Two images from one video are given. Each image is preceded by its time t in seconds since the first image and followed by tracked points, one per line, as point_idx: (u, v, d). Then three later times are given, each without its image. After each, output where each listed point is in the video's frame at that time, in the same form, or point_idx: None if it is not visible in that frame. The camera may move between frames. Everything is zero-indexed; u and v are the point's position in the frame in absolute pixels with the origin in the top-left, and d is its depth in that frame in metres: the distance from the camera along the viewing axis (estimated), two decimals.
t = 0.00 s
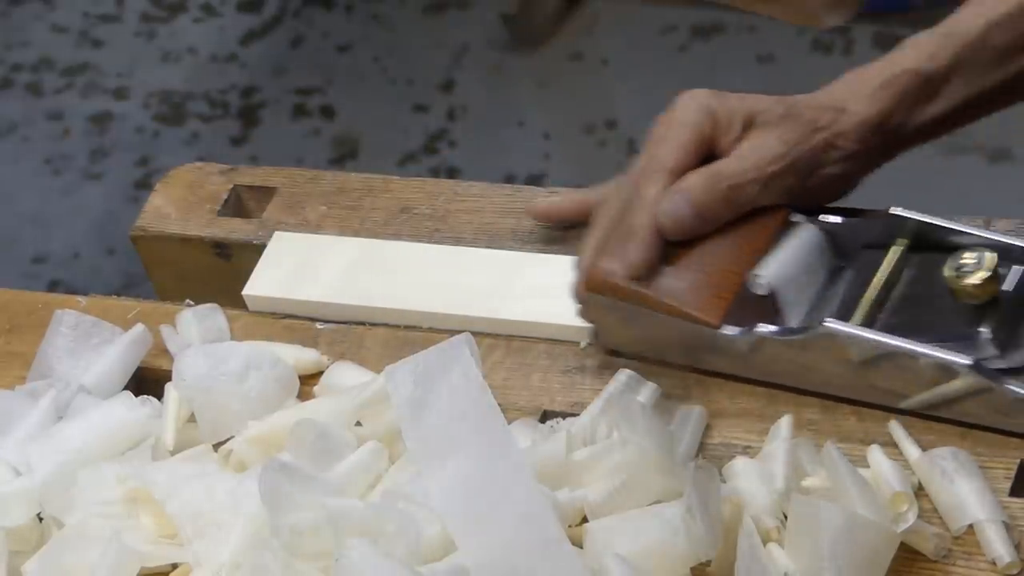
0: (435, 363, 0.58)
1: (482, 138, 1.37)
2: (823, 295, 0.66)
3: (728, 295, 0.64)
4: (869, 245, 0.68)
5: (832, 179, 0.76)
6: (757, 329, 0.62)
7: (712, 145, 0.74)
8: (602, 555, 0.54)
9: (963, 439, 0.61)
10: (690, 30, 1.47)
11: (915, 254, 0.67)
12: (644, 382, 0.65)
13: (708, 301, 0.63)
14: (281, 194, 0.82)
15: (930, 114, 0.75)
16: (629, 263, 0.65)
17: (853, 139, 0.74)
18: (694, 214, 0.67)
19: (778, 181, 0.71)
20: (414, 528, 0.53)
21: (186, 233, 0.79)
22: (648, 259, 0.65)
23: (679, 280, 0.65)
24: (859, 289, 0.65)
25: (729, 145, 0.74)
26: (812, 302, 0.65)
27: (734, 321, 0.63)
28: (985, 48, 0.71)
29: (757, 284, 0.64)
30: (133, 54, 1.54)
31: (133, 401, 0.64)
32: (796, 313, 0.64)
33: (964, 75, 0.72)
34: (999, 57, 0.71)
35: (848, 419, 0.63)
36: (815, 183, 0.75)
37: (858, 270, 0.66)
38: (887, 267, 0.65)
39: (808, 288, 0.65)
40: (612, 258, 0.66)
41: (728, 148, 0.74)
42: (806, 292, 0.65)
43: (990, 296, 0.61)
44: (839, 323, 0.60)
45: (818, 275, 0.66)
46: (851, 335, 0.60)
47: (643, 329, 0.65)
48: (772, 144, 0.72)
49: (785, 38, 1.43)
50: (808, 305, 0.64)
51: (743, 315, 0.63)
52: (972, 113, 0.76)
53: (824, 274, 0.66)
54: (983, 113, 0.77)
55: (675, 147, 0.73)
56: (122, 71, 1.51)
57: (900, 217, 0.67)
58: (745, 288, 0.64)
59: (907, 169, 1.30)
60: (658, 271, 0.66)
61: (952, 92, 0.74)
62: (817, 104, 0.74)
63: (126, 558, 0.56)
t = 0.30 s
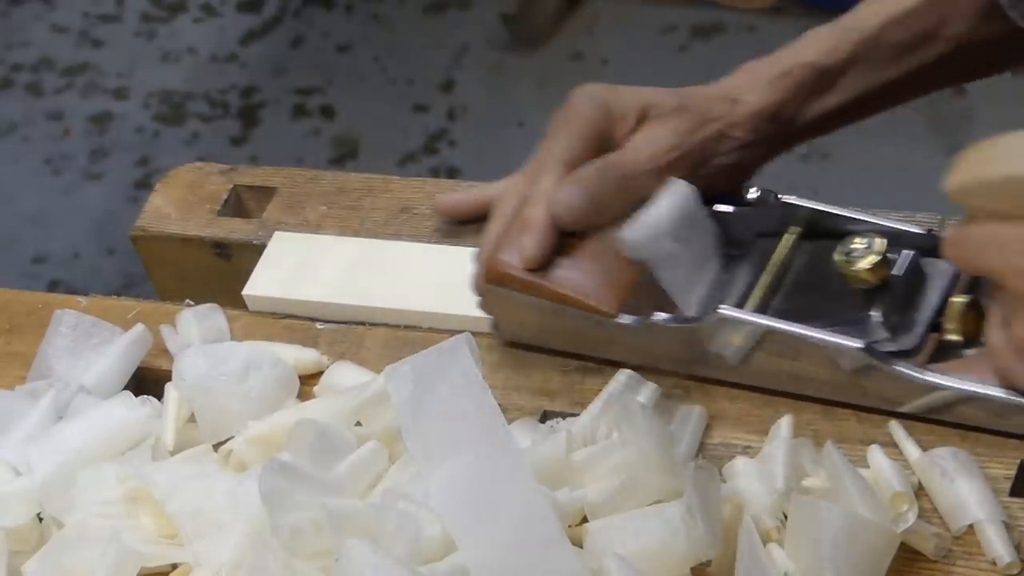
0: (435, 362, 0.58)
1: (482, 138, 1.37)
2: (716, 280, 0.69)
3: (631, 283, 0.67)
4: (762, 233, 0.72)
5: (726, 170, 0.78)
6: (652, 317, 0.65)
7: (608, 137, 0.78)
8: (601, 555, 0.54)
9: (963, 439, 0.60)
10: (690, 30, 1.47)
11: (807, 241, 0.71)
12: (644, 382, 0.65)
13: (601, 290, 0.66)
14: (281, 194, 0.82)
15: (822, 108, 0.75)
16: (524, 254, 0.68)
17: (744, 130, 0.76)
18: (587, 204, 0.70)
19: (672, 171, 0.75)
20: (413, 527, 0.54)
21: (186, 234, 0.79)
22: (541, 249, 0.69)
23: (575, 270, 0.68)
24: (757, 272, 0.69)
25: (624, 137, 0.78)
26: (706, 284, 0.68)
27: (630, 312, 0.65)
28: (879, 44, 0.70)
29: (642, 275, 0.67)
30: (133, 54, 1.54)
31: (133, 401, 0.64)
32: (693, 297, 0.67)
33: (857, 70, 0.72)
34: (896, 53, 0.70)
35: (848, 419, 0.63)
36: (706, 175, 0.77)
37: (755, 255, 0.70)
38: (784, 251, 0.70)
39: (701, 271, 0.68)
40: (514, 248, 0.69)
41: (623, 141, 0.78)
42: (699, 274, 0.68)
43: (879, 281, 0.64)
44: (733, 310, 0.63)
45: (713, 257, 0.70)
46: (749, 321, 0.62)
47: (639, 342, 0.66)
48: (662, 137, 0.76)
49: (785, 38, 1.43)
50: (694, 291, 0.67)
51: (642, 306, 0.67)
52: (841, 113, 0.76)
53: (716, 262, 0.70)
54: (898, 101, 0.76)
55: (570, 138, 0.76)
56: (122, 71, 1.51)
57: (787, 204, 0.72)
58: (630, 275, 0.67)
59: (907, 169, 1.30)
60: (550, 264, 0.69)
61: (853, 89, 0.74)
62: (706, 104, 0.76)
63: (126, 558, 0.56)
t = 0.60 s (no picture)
0: (434, 360, 0.58)
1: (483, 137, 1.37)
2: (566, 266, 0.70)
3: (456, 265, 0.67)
4: (602, 220, 0.74)
5: (574, 152, 0.81)
6: (495, 300, 0.68)
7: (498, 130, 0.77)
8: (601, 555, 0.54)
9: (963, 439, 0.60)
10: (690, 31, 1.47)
11: (649, 224, 0.73)
12: (644, 382, 0.65)
13: (461, 270, 0.66)
14: (281, 194, 0.82)
15: (666, 95, 0.80)
16: (373, 240, 0.68)
17: (586, 114, 0.80)
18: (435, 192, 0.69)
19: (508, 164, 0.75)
20: (413, 527, 0.54)
21: (186, 234, 0.79)
22: (391, 234, 0.68)
23: (425, 254, 0.67)
24: (592, 255, 0.71)
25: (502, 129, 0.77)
26: (553, 270, 0.69)
27: (476, 294, 0.68)
28: (729, 32, 0.74)
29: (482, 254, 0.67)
30: (132, 54, 1.54)
31: (133, 401, 0.64)
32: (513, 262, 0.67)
33: (705, 62, 0.77)
34: (744, 41, 0.75)
35: (847, 419, 0.63)
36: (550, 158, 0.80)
37: (597, 241, 0.72)
38: (626, 233, 0.72)
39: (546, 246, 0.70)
40: (360, 239, 0.68)
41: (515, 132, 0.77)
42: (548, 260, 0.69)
43: (713, 262, 0.68)
44: (573, 293, 0.66)
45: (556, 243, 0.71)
46: (587, 302, 0.65)
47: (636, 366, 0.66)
48: (519, 123, 0.77)
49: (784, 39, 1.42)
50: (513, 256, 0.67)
51: (488, 290, 0.68)
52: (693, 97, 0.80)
53: (564, 249, 0.71)
54: (736, 97, 0.81)
55: (420, 125, 0.78)
56: (122, 71, 1.51)
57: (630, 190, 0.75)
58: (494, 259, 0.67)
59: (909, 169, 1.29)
60: (401, 249, 0.68)
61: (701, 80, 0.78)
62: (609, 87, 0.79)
63: (126, 558, 0.56)
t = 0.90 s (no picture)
0: (435, 361, 0.57)
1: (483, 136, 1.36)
2: (447, 248, 0.71)
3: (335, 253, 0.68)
4: (477, 206, 0.74)
5: (445, 142, 0.82)
6: (369, 287, 0.68)
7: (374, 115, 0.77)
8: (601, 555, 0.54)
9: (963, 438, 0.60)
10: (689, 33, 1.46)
11: (521, 211, 0.74)
12: (645, 381, 0.64)
13: (336, 258, 0.67)
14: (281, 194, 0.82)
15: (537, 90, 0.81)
16: (250, 231, 0.69)
17: (461, 104, 0.80)
18: (310, 184, 0.70)
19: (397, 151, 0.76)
20: (413, 527, 0.54)
21: (186, 233, 0.79)
22: (267, 224, 0.69)
23: (301, 242, 0.68)
24: (465, 242, 0.71)
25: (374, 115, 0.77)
26: (427, 261, 0.70)
27: (351, 282, 0.68)
28: (606, 31, 0.77)
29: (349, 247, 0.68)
30: (132, 54, 1.54)
31: (132, 400, 0.64)
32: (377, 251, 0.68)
33: (583, 55, 0.79)
34: (623, 40, 0.77)
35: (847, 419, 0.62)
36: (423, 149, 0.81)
37: (473, 227, 0.73)
38: (499, 220, 0.73)
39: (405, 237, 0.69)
40: (241, 225, 0.70)
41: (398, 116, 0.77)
42: (421, 250, 0.70)
43: (580, 248, 0.70)
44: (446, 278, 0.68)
45: (426, 233, 0.71)
46: (462, 289, 0.67)
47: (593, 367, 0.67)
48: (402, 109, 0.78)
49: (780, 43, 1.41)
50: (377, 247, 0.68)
51: (363, 277, 0.68)
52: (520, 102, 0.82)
53: (438, 238, 0.72)
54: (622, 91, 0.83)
55: (299, 116, 0.77)
56: (121, 71, 1.51)
57: (502, 178, 0.76)
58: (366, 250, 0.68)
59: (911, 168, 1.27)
60: (277, 238, 0.69)
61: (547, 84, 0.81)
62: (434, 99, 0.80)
63: (127, 558, 0.56)
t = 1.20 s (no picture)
0: (434, 362, 0.57)
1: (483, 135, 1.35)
2: (292, 237, 0.72)
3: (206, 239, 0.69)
4: (326, 192, 0.75)
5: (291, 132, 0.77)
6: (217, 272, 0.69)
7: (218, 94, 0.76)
8: (601, 555, 0.54)
9: (963, 437, 0.60)
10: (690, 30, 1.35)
11: (366, 195, 0.74)
12: (646, 381, 0.63)
13: (189, 243, 0.68)
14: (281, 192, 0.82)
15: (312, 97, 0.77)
16: (100, 216, 0.68)
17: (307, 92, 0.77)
18: (162, 171, 0.70)
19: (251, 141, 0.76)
20: (413, 527, 0.54)
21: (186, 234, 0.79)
22: (117, 208, 0.69)
23: (153, 228, 0.69)
24: (313, 229, 0.72)
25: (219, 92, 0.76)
26: (274, 243, 0.71)
27: (201, 266, 0.69)
28: (453, 22, 0.73)
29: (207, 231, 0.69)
30: (133, 55, 1.54)
31: (132, 401, 0.64)
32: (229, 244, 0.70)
33: (430, 47, 0.75)
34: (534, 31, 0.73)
35: (848, 419, 0.62)
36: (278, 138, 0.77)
37: (321, 214, 0.73)
38: (342, 205, 0.73)
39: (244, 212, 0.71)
40: (93, 211, 0.69)
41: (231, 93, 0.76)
42: (270, 235, 0.72)
43: (418, 229, 0.71)
44: (295, 264, 0.67)
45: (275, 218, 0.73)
46: (299, 270, 0.67)
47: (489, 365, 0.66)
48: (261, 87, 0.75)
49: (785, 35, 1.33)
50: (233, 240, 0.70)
51: (213, 260, 0.70)
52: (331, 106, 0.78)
53: (285, 224, 0.73)
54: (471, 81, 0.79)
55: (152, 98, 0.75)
56: (122, 72, 1.51)
57: (350, 164, 0.76)
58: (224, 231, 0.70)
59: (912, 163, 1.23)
60: (128, 223, 0.69)
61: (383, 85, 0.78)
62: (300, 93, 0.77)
63: (127, 558, 0.56)
